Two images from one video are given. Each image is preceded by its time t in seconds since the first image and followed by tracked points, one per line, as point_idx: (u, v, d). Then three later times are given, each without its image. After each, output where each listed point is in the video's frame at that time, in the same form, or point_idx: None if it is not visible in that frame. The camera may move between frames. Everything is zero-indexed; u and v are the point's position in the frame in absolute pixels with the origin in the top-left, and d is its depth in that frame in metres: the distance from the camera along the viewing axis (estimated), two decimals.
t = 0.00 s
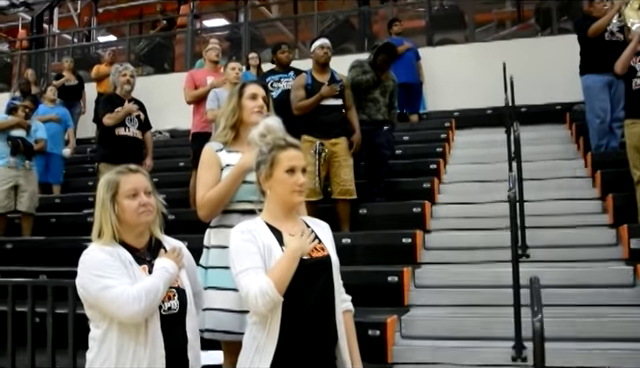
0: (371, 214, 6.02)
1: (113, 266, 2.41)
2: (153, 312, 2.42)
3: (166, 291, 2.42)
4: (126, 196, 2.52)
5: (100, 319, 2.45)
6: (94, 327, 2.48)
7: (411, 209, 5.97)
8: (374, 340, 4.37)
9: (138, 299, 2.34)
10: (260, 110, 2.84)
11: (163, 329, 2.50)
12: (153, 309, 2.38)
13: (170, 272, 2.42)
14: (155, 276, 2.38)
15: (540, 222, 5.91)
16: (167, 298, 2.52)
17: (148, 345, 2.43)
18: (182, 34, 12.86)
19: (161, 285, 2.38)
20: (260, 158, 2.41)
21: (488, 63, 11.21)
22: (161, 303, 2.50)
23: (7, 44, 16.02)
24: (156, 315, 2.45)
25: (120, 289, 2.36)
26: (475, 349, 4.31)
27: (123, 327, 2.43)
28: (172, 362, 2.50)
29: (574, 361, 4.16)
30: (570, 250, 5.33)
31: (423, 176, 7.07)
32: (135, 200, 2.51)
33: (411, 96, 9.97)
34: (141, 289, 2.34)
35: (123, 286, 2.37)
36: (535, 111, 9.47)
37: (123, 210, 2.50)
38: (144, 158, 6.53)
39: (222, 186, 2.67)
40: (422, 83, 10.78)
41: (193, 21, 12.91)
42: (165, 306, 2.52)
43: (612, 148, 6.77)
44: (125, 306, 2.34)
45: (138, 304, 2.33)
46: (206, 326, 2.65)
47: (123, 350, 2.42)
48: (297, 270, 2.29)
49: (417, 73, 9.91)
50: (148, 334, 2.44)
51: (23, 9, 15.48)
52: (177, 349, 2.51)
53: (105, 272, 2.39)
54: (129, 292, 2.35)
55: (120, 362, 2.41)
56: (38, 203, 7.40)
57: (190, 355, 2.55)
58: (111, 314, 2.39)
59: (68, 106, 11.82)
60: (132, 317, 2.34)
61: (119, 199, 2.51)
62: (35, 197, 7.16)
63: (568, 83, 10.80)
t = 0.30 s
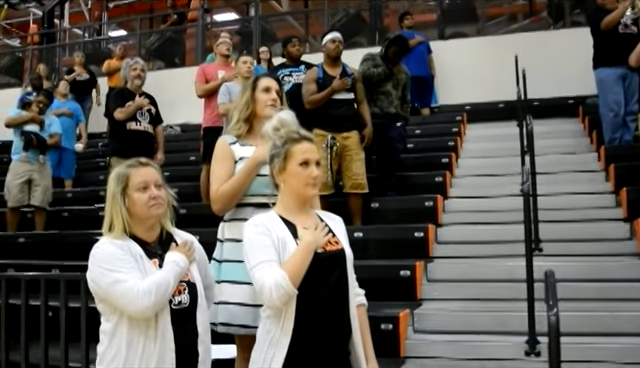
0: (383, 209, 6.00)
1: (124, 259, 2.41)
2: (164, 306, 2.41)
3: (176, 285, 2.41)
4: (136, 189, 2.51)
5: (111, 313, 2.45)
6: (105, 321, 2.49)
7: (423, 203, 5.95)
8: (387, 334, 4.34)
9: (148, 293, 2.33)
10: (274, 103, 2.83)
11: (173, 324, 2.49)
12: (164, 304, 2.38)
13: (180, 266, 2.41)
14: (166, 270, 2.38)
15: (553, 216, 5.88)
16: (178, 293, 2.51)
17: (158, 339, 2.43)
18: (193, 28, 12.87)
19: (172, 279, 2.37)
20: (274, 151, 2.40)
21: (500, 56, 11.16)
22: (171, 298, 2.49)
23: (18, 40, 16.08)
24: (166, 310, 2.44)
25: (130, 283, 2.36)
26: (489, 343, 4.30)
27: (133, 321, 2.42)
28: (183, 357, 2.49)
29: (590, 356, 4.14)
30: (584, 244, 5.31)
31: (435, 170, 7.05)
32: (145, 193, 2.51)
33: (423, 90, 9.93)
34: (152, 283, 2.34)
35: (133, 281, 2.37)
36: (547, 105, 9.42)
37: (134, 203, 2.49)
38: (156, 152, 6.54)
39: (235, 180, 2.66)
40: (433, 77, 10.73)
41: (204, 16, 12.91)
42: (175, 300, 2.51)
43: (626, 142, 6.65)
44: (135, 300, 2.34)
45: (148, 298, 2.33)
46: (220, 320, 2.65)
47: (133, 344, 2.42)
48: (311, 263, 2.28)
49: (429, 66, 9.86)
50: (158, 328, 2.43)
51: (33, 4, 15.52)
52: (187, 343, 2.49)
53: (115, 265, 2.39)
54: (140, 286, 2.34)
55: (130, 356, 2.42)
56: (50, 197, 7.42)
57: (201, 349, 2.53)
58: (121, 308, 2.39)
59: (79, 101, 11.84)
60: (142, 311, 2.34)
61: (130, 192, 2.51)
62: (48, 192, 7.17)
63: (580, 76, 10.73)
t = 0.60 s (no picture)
0: (392, 202, 5.98)
1: (130, 254, 2.40)
2: (171, 301, 2.40)
3: (183, 279, 2.40)
4: (141, 183, 2.50)
5: (118, 307, 2.44)
6: (112, 315, 2.48)
7: (433, 196, 5.93)
8: (397, 328, 4.33)
9: (155, 288, 2.32)
10: (284, 96, 2.81)
11: (180, 318, 2.48)
12: (171, 298, 2.37)
13: (187, 260, 2.41)
14: (173, 264, 2.37)
15: (564, 210, 5.84)
16: (185, 287, 2.51)
17: (165, 334, 2.42)
18: (201, 23, 12.91)
19: (179, 273, 2.36)
20: (283, 144, 2.39)
21: (509, 50, 11.11)
22: (179, 292, 2.49)
23: (26, 36, 16.10)
24: (174, 304, 2.43)
25: (137, 278, 2.35)
26: (501, 338, 4.28)
27: (140, 316, 2.42)
28: (191, 352, 2.48)
29: (603, 351, 4.11)
30: (596, 238, 5.27)
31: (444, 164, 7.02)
32: (151, 187, 2.50)
33: (431, 83, 9.89)
34: (159, 277, 2.33)
35: (140, 275, 2.36)
36: (557, 98, 9.38)
37: (140, 197, 2.48)
38: (164, 146, 6.53)
39: (247, 174, 2.65)
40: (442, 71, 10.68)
41: (211, 10, 12.91)
42: (183, 294, 2.50)
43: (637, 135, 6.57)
44: (142, 295, 2.33)
45: (155, 292, 2.32)
46: (231, 314, 2.63)
47: (141, 339, 2.42)
48: (321, 257, 2.27)
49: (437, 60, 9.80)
50: (165, 323, 2.42)
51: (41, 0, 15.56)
52: (194, 338, 2.48)
53: (122, 260, 2.39)
54: (147, 281, 2.34)
55: (137, 351, 2.41)
56: (60, 192, 7.43)
57: (209, 344, 2.51)
58: (128, 303, 2.38)
59: (88, 96, 11.85)
60: (149, 306, 2.33)
61: (136, 186, 2.50)
62: (57, 187, 7.19)
63: (590, 70, 10.66)
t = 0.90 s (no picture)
0: (402, 199, 5.95)
1: (138, 251, 2.39)
2: (180, 298, 2.39)
3: (192, 276, 2.39)
4: (148, 180, 2.49)
5: (127, 305, 2.43)
6: (120, 313, 2.47)
7: (443, 192, 5.90)
8: (407, 324, 4.31)
9: (164, 285, 2.31)
10: (295, 93, 2.79)
11: (189, 315, 2.47)
12: (180, 295, 2.36)
13: (195, 257, 2.39)
14: (181, 261, 2.36)
15: (575, 205, 5.80)
16: (193, 284, 2.50)
17: (174, 331, 2.40)
18: (209, 20, 12.90)
19: (187, 270, 2.35)
20: (292, 140, 2.37)
21: (519, 44, 11.02)
22: (188, 289, 2.48)
23: (35, 36, 16.13)
24: (183, 301, 2.42)
25: (146, 275, 2.34)
26: (512, 334, 4.25)
27: (149, 314, 2.41)
28: (200, 350, 2.47)
29: (616, 346, 4.08)
30: (607, 232, 5.23)
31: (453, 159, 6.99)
32: (159, 183, 2.49)
33: (439, 78, 9.86)
34: (168, 274, 2.32)
35: (149, 272, 2.35)
36: (566, 92, 9.33)
37: (147, 194, 2.47)
38: (173, 144, 6.52)
39: (257, 170, 2.64)
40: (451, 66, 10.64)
41: (219, 7, 12.91)
42: (191, 291, 2.49)
43: None
44: (151, 292, 2.32)
45: (164, 289, 2.31)
46: (243, 311, 2.60)
47: (150, 336, 2.41)
48: (331, 252, 2.25)
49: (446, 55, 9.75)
50: (174, 320, 2.41)
51: None
52: (204, 335, 2.47)
53: (130, 257, 2.38)
54: (156, 278, 2.32)
55: (147, 349, 2.40)
56: (69, 190, 7.44)
57: (218, 340, 2.50)
58: (137, 301, 2.37)
59: (97, 94, 11.87)
60: (158, 303, 2.32)
61: (143, 183, 2.48)
62: (67, 185, 7.18)
63: (600, 64, 10.59)
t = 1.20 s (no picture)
0: (405, 196, 5.93)
1: (140, 251, 2.37)
2: (183, 298, 2.37)
3: (195, 276, 2.37)
4: (153, 179, 2.47)
5: (130, 306, 2.42)
6: (124, 314, 2.46)
7: (447, 189, 5.88)
8: (412, 322, 4.26)
9: (167, 285, 2.29)
10: (300, 91, 2.77)
11: (193, 315, 2.46)
12: (183, 295, 2.34)
13: (198, 257, 2.38)
14: (184, 261, 2.34)
15: (579, 201, 5.77)
16: (197, 284, 2.48)
17: (178, 332, 2.39)
18: (210, 20, 12.87)
19: (190, 270, 2.34)
20: (295, 138, 2.36)
21: (521, 41, 11.00)
22: (191, 289, 2.46)
23: (37, 37, 16.13)
24: (186, 302, 2.41)
25: (149, 276, 2.33)
26: (517, 331, 4.23)
27: (153, 314, 2.39)
28: (203, 350, 2.45)
29: (622, 343, 4.06)
30: (612, 228, 5.20)
31: (456, 156, 6.97)
32: (164, 182, 2.47)
33: (442, 76, 9.82)
34: (170, 275, 2.30)
35: (152, 273, 2.33)
36: (569, 88, 9.31)
37: (152, 193, 2.45)
38: (175, 144, 6.51)
39: (261, 169, 2.62)
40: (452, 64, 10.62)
41: (220, 7, 12.87)
42: (194, 291, 2.48)
43: None
44: (154, 293, 2.30)
45: (167, 290, 2.29)
46: (247, 310, 2.58)
47: (154, 337, 2.39)
48: (335, 251, 2.23)
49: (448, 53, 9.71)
50: (178, 321, 2.39)
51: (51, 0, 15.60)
52: (207, 335, 2.46)
53: (132, 258, 2.36)
54: (158, 278, 2.31)
55: (150, 349, 2.39)
56: (71, 191, 7.42)
57: (222, 340, 2.48)
58: (140, 301, 2.36)
59: (99, 95, 11.86)
60: (162, 303, 2.31)
61: (147, 182, 2.47)
62: (68, 186, 7.20)
63: (603, 59, 10.56)
